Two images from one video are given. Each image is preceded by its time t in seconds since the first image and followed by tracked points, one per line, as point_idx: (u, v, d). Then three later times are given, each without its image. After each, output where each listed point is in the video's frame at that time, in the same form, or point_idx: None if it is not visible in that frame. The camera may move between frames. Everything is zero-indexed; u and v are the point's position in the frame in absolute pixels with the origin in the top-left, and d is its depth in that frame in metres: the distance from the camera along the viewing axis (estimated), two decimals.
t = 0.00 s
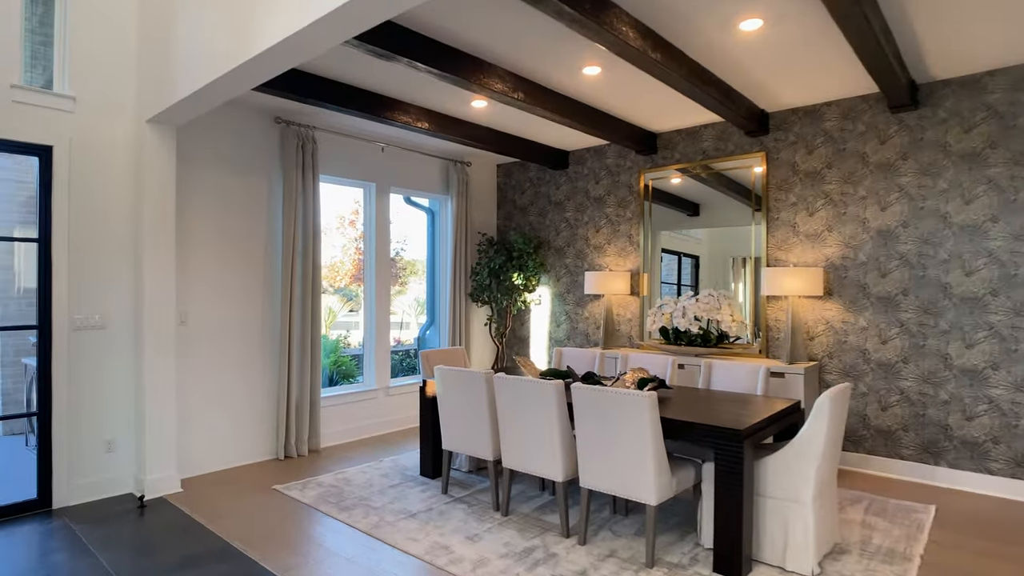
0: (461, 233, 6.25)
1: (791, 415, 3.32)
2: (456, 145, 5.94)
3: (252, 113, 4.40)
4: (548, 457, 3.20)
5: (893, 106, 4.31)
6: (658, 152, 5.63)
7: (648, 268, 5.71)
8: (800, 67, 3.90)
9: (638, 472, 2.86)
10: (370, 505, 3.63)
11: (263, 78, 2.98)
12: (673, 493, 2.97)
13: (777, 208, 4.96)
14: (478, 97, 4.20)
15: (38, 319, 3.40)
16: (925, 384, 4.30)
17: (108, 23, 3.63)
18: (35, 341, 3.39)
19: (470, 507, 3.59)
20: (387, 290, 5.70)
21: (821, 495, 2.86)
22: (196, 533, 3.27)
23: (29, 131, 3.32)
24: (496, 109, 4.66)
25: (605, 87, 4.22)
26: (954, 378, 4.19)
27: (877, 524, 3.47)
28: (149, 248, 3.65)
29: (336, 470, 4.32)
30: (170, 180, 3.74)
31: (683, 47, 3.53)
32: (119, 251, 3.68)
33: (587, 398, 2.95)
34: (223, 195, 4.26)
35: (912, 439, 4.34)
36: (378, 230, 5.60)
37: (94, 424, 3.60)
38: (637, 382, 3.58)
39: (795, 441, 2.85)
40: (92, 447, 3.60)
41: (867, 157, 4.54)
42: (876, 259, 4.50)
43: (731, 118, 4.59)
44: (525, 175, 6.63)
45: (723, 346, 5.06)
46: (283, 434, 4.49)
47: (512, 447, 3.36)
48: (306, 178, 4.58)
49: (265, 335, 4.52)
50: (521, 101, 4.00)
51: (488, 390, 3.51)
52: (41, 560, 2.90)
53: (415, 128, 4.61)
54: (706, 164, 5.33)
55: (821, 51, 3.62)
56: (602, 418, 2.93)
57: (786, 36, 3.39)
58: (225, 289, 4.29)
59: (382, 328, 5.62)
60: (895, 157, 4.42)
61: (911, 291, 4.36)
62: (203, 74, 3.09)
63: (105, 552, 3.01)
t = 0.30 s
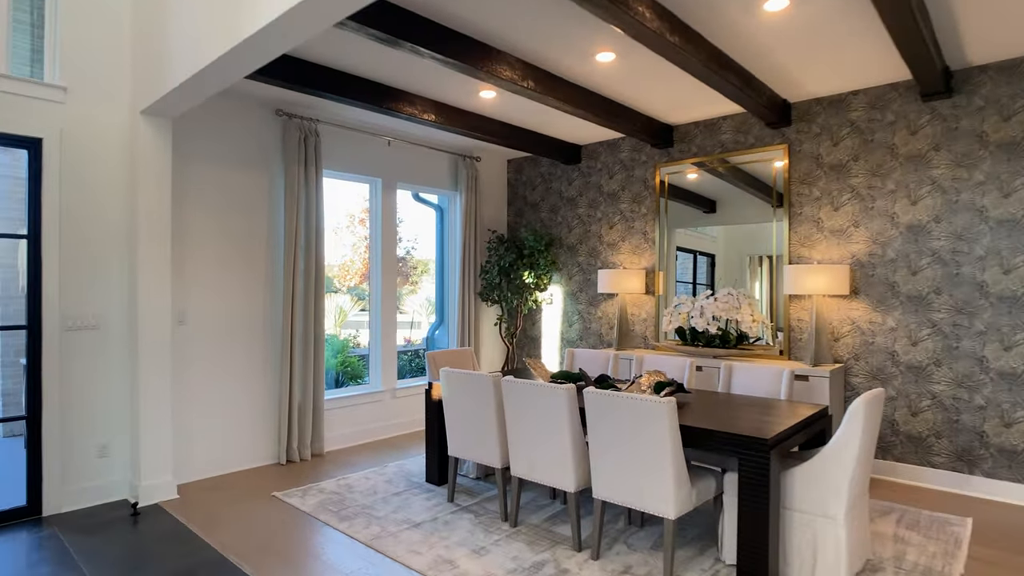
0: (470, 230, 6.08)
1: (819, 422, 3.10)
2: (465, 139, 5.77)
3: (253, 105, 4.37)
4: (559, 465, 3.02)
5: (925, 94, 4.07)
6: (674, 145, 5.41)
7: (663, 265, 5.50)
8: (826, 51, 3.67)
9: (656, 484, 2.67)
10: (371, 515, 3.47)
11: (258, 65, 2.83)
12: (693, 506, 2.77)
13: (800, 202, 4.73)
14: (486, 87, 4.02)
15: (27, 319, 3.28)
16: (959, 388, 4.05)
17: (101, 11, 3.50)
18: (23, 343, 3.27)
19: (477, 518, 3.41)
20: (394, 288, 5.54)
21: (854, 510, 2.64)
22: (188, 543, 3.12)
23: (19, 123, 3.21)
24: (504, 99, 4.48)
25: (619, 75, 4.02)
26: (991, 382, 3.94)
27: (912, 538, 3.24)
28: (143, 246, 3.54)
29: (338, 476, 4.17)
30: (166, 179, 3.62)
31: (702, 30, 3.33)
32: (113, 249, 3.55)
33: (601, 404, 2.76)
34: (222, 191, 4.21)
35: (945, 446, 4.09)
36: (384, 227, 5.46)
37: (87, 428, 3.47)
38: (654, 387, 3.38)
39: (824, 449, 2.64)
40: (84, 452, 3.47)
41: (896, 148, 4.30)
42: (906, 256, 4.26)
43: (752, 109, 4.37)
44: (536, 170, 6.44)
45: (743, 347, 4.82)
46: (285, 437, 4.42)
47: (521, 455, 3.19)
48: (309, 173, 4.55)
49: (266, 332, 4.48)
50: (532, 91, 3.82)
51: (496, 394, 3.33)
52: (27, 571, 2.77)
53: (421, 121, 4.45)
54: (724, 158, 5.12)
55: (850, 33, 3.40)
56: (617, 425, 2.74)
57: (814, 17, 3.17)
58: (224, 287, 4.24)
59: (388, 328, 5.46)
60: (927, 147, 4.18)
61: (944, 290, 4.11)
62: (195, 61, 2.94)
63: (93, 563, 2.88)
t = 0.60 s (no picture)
0: (476, 226, 5.90)
1: (846, 431, 2.89)
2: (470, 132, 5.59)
3: (247, 96, 4.22)
4: (567, 476, 2.84)
5: (956, 80, 3.83)
6: (688, 138, 5.19)
7: (676, 263, 5.29)
8: (849, 33, 3.45)
9: (672, 498, 2.47)
10: (368, 526, 3.30)
11: (244, 48, 2.65)
12: (712, 521, 2.56)
13: (820, 196, 4.51)
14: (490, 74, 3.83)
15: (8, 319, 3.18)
16: (992, 393, 3.81)
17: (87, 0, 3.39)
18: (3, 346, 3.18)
19: (480, 529, 3.22)
20: (396, 287, 5.38)
21: (888, 528, 2.42)
22: (173, 556, 2.97)
23: None
24: (509, 89, 4.29)
25: (629, 61, 3.81)
26: None
27: (946, 555, 3.02)
28: (130, 243, 3.43)
29: (336, 484, 4.00)
30: (153, 176, 3.51)
31: (719, 10, 3.11)
32: (99, 247, 3.48)
33: (612, 411, 2.57)
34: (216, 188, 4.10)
35: (976, 454, 3.85)
36: (386, 223, 5.29)
37: (73, 432, 3.39)
38: (668, 392, 3.17)
39: (857, 460, 2.41)
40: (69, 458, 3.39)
41: (923, 137, 4.06)
42: (935, 252, 4.02)
43: (770, 97, 4.16)
44: (544, 165, 6.25)
45: (761, 348, 4.60)
46: (281, 443, 4.31)
47: (526, 464, 3.00)
48: (306, 165, 4.41)
49: (263, 332, 4.37)
50: (538, 78, 3.62)
51: (500, 399, 3.15)
52: None
53: (423, 111, 4.29)
54: (740, 150, 4.89)
55: (876, 14, 3.18)
56: (629, 434, 2.54)
57: None
58: (219, 285, 4.13)
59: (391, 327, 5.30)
60: (958, 137, 3.93)
61: (976, 288, 3.87)
62: (179, 45, 2.78)
63: None
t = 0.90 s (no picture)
0: (478, 224, 5.73)
1: (869, 440, 2.71)
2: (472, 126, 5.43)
3: (241, 86, 4.14)
4: (573, 488, 2.67)
5: (982, 69, 3.64)
6: (698, 131, 5.01)
7: (685, 261, 5.11)
8: (870, 17, 3.27)
9: (685, 514, 2.30)
10: (363, 538, 3.15)
11: (228, 33, 2.50)
12: (728, 538, 2.39)
13: (837, 191, 4.31)
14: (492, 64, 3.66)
15: None
16: (1021, 398, 3.61)
17: None
18: None
19: (481, 542, 3.06)
20: (396, 287, 5.22)
21: (920, 547, 2.24)
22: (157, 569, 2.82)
23: None
24: (512, 79, 4.12)
25: (637, 50, 3.64)
26: None
27: (976, 572, 2.83)
28: (114, 241, 3.31)
29: (331, 492, 3.84)
30: (139, 173, 3.39)
31: None
32: (83, 246, 3.37)
33: (622, 420, 2.41)
34: (206, 185, 3.99)
35: (1003, 462, 3.66)
36: (386, 220, 5.13)
37: (55, 438, 3.29)
38: (681, 398, 3.00)
39: (886, 473, 2.24)
40: (52, 464, 3.28)
41: (946, 129, 3.86)
42: (959, 250, 3.82)
43: (785, 88, 3.98)
44: (549, 160, 6.07)
45: (774, 350, 4.41)
46: (275, 448, 4.19)
47: (530, 474, 2.85)
48: (301, 160, 4.33)
49: (257, 333, 4.25)
50: (543, 67, 3.46)
51: (502, 406, 2.99)
52: None
53: (422, 103, 4.13)
54: (754, 144, 4.71)
55: None
56: (639, 445, 2.38)
57: None
58: (210, 285, 4.02)
59: (390, 328, 5.15)
60: (984, 129, 3.73)
61: (1002, 288, 3.68)
62: (161, 31, 2.63)
63: None
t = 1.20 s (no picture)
0: (477, 221, 5.59)
1: (890, 447, 2.57)
2: (471, 120, 5.28)
3: (231, 78, 4.00)
4: (577, 498, 2.53)
5: (1004, 58, 3.49)
6: (704, 125, 4.86)
7: (690, 259, 4.96)
8: (889, 3, 3.12)
9: (698, 527, 2.16)
10: (357, 548, 3.01)
11: (212, 15, 2.35)
12: (744, 553, 2.25)
13: (850, 187, 4.16)
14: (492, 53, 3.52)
15: None
16: None
17: None
18: None
19: (481, 554, 2.92)
20: (393, 286, 5.07)
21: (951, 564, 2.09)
22: None
23: None
24: (514, 70, 3.97)
25: (643, 38, 3.50)
26: None
27: None
28: (97, 238, 3.16)
29: (325, 499, 3.70)
30: (125, 167, 3.25)
31: None
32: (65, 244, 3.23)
33: (631, 428, 2.26)
34: (196, 180, 3.85)
35: None
36: (382, 216, 4.98)
37: (35, 443, 3.15)
38: (690, 402, 2.85)
39: (914, 487, 2.09)
40: (32, 471, 3.15)
41: (965, 121, 3.72)
42: (978, 247, 3.68)
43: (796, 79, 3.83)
44: (550, 156, 5.92)
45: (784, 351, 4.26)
46: (268, 452, 4.05)
47: (532, 483, 2.70)
48: (294, 154, 4.20)
49: (248, 334, 4.11)
50: (546, 56, 3.32)
51: (503, 411, 2.84)
52: None
53: (420, 95, 3.99)
54: (763, 138, 4.55)
55: None
56: (649, 454, 2.23)
57: None
58: (199, 284, 3.88)
59: (388, 328, 5.00)
60: (1005, 121, 3.58)
61: None
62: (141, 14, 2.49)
63: None
